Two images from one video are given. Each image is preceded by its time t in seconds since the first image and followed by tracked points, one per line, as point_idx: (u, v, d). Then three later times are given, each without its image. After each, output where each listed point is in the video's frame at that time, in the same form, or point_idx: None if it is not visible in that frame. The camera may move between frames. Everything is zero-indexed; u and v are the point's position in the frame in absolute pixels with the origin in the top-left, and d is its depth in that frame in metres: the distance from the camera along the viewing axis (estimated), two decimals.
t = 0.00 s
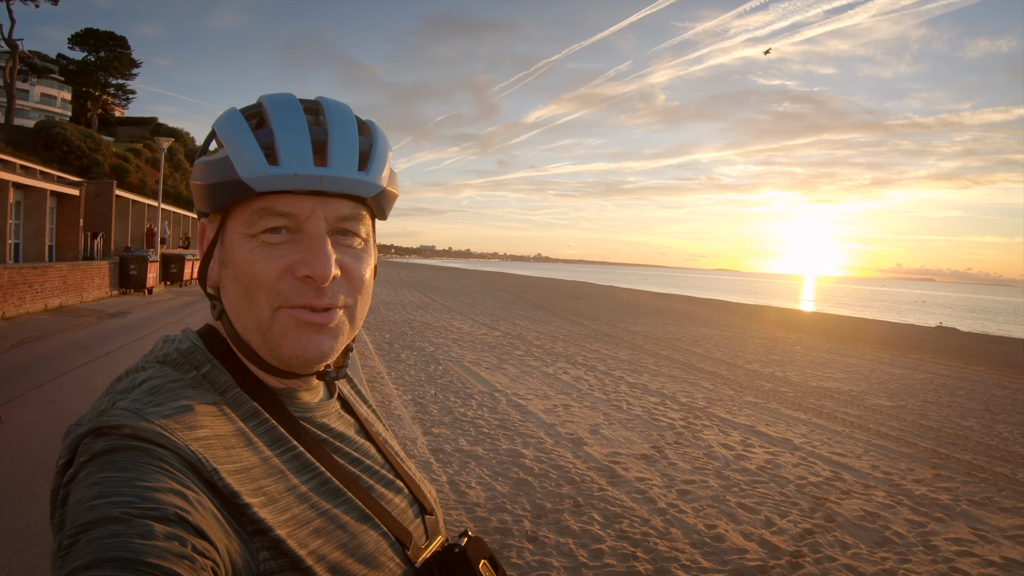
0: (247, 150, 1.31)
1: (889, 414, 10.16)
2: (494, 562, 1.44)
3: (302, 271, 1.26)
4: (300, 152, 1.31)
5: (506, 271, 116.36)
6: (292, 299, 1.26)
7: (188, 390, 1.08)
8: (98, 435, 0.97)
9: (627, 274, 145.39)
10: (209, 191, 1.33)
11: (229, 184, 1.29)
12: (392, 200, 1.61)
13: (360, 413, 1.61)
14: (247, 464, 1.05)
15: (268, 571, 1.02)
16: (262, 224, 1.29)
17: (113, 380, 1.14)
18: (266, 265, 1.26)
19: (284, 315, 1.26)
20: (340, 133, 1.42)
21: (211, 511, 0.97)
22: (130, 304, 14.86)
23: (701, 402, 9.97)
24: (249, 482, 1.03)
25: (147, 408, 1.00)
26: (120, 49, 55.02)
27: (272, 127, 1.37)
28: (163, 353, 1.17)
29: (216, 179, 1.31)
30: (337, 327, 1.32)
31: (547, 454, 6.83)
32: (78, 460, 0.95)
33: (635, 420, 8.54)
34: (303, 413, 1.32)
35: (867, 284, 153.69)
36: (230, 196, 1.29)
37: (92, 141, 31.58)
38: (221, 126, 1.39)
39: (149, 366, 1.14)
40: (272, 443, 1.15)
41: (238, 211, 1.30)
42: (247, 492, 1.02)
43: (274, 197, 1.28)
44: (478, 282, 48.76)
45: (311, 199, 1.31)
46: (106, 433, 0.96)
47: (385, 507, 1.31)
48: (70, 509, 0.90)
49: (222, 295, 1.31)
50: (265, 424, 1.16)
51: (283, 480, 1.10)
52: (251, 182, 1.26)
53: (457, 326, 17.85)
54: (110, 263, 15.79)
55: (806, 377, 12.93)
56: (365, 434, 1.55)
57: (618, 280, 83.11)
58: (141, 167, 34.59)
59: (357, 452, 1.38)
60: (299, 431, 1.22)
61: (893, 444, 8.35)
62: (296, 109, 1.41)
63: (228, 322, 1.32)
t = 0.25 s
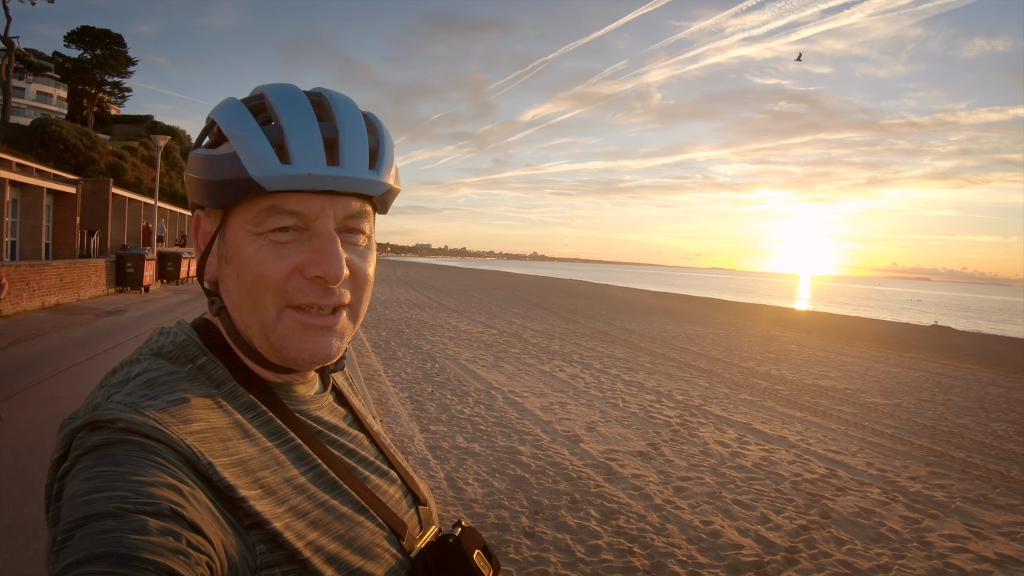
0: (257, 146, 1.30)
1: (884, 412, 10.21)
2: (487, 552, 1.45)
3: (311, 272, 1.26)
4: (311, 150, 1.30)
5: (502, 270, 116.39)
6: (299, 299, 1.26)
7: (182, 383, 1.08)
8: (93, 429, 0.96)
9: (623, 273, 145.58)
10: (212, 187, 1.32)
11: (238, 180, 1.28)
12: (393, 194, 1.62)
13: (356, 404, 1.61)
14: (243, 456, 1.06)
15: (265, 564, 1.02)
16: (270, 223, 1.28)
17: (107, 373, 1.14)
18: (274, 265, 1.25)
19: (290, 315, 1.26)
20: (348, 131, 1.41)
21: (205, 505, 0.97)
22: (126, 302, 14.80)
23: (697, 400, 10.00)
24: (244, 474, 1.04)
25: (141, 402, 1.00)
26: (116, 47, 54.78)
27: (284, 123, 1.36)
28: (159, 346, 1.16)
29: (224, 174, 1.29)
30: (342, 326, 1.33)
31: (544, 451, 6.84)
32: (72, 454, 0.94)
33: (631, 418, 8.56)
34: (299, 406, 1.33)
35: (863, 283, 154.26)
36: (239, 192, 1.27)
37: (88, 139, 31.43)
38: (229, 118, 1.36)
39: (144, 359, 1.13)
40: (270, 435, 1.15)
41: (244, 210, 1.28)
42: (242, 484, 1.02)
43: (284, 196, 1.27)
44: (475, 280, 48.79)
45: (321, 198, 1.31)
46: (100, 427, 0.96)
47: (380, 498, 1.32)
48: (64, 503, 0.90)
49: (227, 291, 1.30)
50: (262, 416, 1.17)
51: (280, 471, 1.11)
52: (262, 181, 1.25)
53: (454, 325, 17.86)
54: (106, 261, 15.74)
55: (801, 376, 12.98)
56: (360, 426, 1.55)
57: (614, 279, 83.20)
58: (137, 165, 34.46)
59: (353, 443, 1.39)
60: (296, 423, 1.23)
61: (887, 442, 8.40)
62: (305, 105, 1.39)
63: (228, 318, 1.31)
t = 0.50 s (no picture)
0: (322, 153, 1.24)
1: (881, 408, 10.25)
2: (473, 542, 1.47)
3: (362, 280, 1.28)
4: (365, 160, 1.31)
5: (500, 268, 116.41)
6: (347, 307, 1.27)
7: (170, 379, 1.08)
8: (79, 427, 0.95)
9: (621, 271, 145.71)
10: (247, 185, 1.21)
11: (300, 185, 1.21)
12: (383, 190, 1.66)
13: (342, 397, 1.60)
14: (233, 450, 1.07)
15: (256, 560, 1.03)
16: (325, 231, 1.25)
17: (92, 372, 1.13)
18: (328, 274, 1.24)
19: (337, 322, 1.26)
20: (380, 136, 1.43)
21: (194, 502, 0.97)
22: (124, 301, 14.77)
23: (695, 396, 10.03)
24: (233, 470, 1.05)
25: (128, 399, 0.99)
26: (112, 46, 54.61)
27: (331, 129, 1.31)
28: (143, 343, 1.15)
29: (279, 177, 1.20)
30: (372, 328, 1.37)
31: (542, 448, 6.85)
32: (59, 452, 0.93)
33: (629, 414, 8.57)
34: (286, 403, 1.33)
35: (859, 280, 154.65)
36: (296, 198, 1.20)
37: (84, 138, 31.34)
38: (269, 113, 1.25)
39: (130, 356, 1.12)
40: (258, 431, 1.16)
41: (294, 215, 1.22)
42: (231, 479, 1.03)
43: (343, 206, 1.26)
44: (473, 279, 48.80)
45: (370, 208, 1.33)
46: (86, 424, 0.95)
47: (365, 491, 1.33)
48: (52, 501, 0.89)
49: (260, 297, 1.23)
50: (250, 412, 1.17)
51: (268, 467, 1.12)
52: (339, 194, 1.23)
53: (452, 323, 17.87)
54: (104, 260, 15.70)
55: (799, 372, 13.02)
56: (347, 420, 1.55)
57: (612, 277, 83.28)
58: (133, 164, 34.36)
59: (337, 438, 1.40)
60: (283, 418, 1.24)
61: (885, 438, 8.43)
62: (340, 106, 1.36)
63: (256, 323, 1.24)
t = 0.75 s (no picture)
0: (334, 163, 1.25)
1: (880, 408, 10.26)
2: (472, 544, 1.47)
3: (371, 284, 1.31)
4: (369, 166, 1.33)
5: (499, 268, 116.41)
6: (357, 311, 1.29)
7: (166, 383, 1.08)
8: (76, 430, 0.96)
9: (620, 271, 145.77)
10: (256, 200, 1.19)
11: (314, 198, 1.21)
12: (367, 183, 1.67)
13: (340, 397, 1.58)
14: (229, 454, 1.07)
15: (252, 563, 1.04)
16: (335, 240, 1.26)
17: (88, 376, 1.12)
18: (339, 281, 1.26)
19: (346, 327, 1.28)
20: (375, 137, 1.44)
21: (190, 506, 0.97)
22: (123, 301, 14.76)
23: (694, 396, 10.04)
24: (229, 474, 1.05)
25: (124, 402, 0.99)
26: (111, 46, 54.60)
27: (336, 137, 1.31)
28: (139, 346, 1.14)
29: (293, 189, 1.20)
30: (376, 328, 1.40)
31: (541, 448, 6.86)
32: (56, 456, 0.94)
33: (628, 414, 8.58)
34: (283, 407, 1.31)
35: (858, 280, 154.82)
36: (310, 210, 1.21)
37: (83, 138, 31.32)
38: (275, 123, 1.23)
39: (126, 360, 1.11)
40: (254, 435, 1.16)
41: (306, 227, 1.22)
42: (227, 484, 1.03)
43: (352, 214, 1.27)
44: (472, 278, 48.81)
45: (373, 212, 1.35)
46: (83, 428, 0.95)
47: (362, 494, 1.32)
48: (48, 505, 0.89)
49: (271, 307, 1.23)
50: (247, 415, 1.17)
51: (264, 470, 1.12)
52: (354, 203, 1.25)
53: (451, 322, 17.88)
54: (103, 260, 15.68)
55: (798, 372, 13.03)
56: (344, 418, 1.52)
57: (611, 277, 83.33)
58: (132, 164, 34.33)
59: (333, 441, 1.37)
60: (279, 421, 1.23)
61: (884, 438, 8.44)
62: (336, 108, 1.36)
63: (265, 334, 1.24)
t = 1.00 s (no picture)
0: (354, 173, 1.25)
1: (878, 404, 10.28)
2: (479, 546, 1.47)
3: (387, 288, 1.32)
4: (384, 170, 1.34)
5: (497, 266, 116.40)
6: (373, 316, 1.30)
7: (175, 384, 1.08)
8: (85, 430, 0.96)
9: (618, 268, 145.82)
10: (277, 212, 1.18)
11: (337, 208, 1.21)
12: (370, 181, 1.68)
13: (350, 398, 1.58)
14: (236, 456, 1.07)
15: (259, 564, 1.04)
16: (353, 247, 1.26)
17: (96, 376, 1.12)
18: (357, 289, 1.26)
19: (364, 332, 1.29)
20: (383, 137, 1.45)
21: (197, 507, 0.97)
22: (122, 299, 14.74)
23: (692, 392, 10.06)
24: (237, 475, 1.05)
25: (133, 403, 0.99)
26: (108, 44, 54.47)
27: (351, 144, 1.31)
28: (148, 348, 1.14)
29: (316, 201, 1.20)
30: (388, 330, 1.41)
31: (541, 445, 6.86)
32: (64, 456, 0.94)
33: (627, 411, 8.59)
34: (291, 409, 1.30)
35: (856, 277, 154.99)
36: (333, 220, 1.20)
37: (81, 136, 31.25)
38: (293, 134, 1.22)
39: (134, 361, 1.12)
40: (263, 436, 1.15)
41: (326, 237, 1.22)
42: (235, 485, 1.04)
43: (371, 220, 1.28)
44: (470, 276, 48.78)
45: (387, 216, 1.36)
46: (91, 428, 0.95)
47: (371, 496, 1.32)
48: (56, 504, 0.89)
49: (290, 316, 1.22)
50: (255, 417, 1.17)
51: (272, 472, 1.12)
52: (375, 211, 1.26)
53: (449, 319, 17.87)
54: (101, 259, 15.66)
55: (796, 368, 13.07)
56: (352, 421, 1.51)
57: (609, 274, 83.38)
58: (130, 162, 34.25)
59: (342, 443, 1.37)
60: (287, 424, 1.23)
61: (882, 434, 8.46)
62: (346, 114, 1.36)
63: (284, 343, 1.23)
